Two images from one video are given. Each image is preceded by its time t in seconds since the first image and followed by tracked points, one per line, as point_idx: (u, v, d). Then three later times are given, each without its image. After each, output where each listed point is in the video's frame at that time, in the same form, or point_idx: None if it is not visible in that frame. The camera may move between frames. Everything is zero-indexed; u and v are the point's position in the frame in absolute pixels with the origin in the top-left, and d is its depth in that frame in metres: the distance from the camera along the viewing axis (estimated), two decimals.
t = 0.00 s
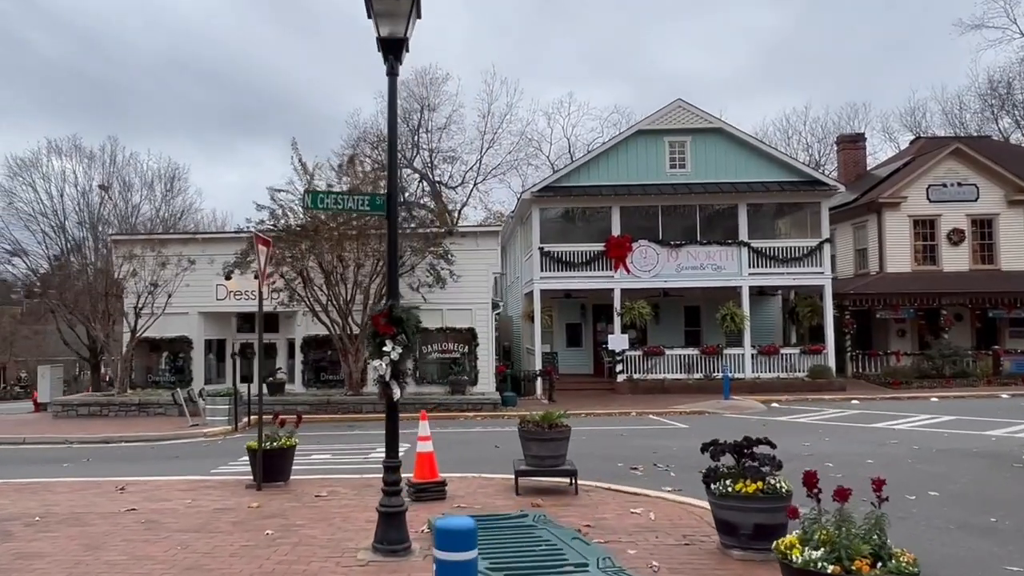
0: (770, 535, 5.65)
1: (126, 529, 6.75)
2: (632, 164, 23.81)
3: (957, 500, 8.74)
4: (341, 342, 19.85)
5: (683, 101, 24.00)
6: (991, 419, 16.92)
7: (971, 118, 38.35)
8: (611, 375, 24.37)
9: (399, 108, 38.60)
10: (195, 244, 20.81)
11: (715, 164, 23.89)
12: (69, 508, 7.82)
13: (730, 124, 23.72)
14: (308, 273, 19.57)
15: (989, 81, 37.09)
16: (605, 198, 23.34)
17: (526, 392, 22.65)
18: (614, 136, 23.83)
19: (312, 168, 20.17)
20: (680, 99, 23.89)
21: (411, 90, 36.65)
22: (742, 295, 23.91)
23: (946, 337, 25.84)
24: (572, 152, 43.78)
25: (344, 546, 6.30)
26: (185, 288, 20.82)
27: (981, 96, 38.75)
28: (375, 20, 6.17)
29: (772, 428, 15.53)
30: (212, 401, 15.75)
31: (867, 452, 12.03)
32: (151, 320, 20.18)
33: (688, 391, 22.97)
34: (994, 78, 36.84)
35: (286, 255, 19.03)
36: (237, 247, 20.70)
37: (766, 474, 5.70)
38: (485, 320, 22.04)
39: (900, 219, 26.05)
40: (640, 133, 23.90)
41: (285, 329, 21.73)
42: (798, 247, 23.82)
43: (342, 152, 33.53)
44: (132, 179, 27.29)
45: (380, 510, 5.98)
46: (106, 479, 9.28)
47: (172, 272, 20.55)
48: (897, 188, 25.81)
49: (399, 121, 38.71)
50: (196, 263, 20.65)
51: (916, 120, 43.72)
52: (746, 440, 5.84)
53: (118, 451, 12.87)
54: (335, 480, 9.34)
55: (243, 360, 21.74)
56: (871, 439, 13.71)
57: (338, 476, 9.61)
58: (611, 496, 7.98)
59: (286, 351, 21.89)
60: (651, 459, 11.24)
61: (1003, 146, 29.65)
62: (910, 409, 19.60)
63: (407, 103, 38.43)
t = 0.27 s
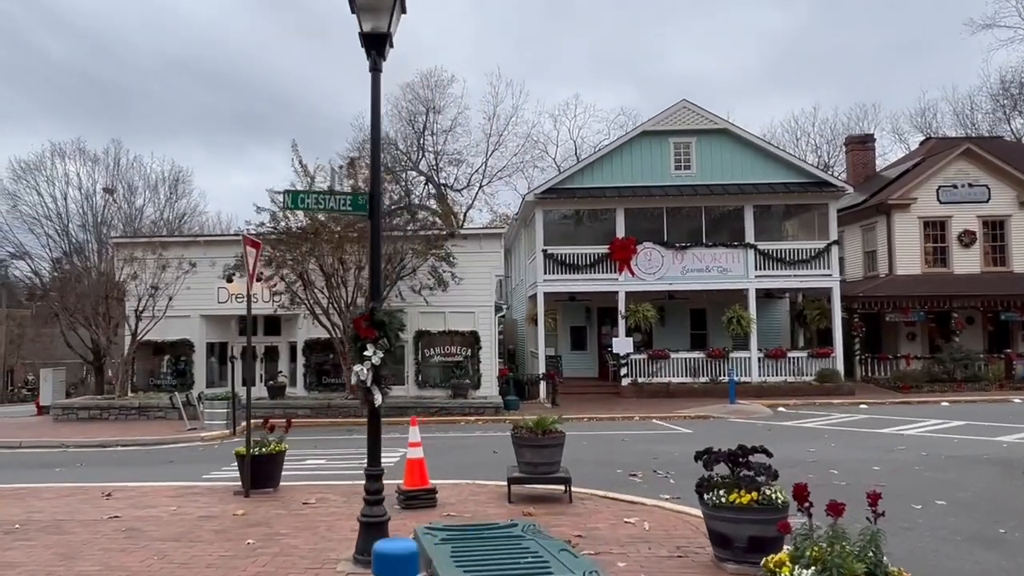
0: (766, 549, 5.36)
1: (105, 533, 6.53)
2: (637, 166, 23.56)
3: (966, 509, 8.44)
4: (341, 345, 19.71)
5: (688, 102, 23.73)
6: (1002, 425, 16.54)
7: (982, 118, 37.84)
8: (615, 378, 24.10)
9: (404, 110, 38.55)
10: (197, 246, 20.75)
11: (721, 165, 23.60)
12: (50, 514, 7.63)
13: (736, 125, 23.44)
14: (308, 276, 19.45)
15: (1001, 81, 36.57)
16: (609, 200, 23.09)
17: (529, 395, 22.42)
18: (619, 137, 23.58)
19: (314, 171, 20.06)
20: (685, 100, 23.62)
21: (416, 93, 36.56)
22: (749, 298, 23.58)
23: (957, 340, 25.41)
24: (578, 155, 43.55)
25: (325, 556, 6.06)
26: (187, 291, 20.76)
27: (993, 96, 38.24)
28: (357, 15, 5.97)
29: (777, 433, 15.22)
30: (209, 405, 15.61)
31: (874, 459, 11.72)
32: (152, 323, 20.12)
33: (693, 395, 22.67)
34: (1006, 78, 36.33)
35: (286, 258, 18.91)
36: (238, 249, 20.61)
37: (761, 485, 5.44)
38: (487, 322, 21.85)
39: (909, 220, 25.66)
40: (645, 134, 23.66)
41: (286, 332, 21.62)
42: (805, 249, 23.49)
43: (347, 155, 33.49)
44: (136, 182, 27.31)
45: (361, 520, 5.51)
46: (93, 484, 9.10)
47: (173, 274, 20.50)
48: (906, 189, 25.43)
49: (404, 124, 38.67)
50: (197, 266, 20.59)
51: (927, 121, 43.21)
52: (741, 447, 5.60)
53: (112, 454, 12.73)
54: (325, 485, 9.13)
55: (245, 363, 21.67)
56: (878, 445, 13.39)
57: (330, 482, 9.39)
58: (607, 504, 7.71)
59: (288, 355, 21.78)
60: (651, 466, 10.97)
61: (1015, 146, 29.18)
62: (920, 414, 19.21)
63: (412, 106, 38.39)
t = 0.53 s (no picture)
0: (758, 559, 5.07)
1: (80, 536, 6.34)
2: (638, 167, 23.35)
3: (971, 517, 8.16)
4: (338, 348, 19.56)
5: (690, 102, 23.52)
6: (1009, 429, 16.23)
7: (989, 119, 37.47)
8: (616, 381, 23.87)
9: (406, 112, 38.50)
10: (195, 248, 20.66)
11: (723, 166, 23.37)
12: (26, 520, 7.42)
13: (739, 125, 23.21)
14: (306, 278, 19.32)
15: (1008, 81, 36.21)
16: (610, 202, 22.87)
17: (529, 398, 22.21)
18: (620, 138, 23.38)
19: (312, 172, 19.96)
20: (687, 100, 23.42)
21: (419, 95, 36.52)
22: (751, 300, 23.32)
23: (963, 343, 25.07)
24: (582, 157, 43.39)
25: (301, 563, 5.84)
26: (185, 293, 20.68)
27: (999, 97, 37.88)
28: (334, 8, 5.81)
29: (779, 437, 14.96)
30: (203, 408, 15.45)
31: (877, 463, 11.45)
32: (149, 325, 20.03)
33: (696, 398, 22.41)
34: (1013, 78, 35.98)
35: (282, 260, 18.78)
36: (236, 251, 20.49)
37: (750, 492, 5.16)
38: (487, 324, 21.68)
39: (915, 222, 25.37)
40: (646, 134, 23.44)
41: (285, 335, 21.52)
42: (809, 251, 23.22)
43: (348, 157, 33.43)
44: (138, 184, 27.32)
45: (338, 528, 5.02)
46: (76, 488, 8.91)
47: (171, 276, 20.42)
48: (912, 190, 25.13)
49: (406, 126, 38.62)
50: (195, 268, 20.51)
51: (933, 122, 42.84)
52: (729, 453, 5.34)
53: (102, 457, 12.56)
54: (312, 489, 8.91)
55: (243, 366, 21.56)
56: (881, 449, 13.12)
57: (318, 485, 9.20)
58: (599, 509, 7.47)
59: (286, 357, 21.66)
60: (647, 470, 10.72)
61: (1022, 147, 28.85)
62: (925, 417, 18.90)
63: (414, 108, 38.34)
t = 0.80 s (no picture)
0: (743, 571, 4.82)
1: (52, 546, 6.19)
2: (636, 169, 23.20)
3: (968, 525, 7.98)
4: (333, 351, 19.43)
5: (688, 103, 23.39)
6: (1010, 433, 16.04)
7: (990, 121, 37.29)
8: (614, 384, 23.72)
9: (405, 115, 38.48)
10: (190, 251, 20.57)
11: (721, 168, 23.21)
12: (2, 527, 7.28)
13: (737, 126, 23.05)
14: (300, 280, 19.21)
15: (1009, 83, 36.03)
16: (607, 203, 22.72)
17: (526, 402, 22.07)
18: (617, 140, 23.24)
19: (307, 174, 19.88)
20: (685, 102, 23.28)
21: (418, 98, 36.47)
22: (750, 302, 23.16)
23: (964, 346, 24.88)
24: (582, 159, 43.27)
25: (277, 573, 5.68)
26: (180, 296, 20.60)
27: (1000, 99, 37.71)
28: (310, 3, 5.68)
29: (776, 441, 14.79)
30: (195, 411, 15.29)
31: (874, 469, 11.28)
32: (144, 328, 19.95)
33: (694, 401, 22.25)
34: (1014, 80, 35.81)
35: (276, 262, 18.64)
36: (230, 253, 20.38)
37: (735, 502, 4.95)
38: (484, 327, 21.57)
39: (915, 223, 25.19)
40: (644, 136, 23.29)
41: (281, 337, 21.41)
42: (807, 253, 23.07)
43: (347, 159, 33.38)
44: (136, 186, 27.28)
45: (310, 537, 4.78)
46: (58, 494, 8.77)
47: (166, 279, 20.34)
48: (912, 191, 24.95)
49: (406, 128, 38.59)
50: (190, 270, 20.44)
51: (934, 124, 42.60)
52: (714, 460, 5.14)
53: (90, 462, 12.43)
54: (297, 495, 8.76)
55: (239, 369, 21.45)
56: (879, 454, 12.95)
57: (304, 490, 9.07)
58: (586, 516, 7.32)
59: (282, 361, 21.56)
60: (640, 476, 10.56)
61: None
62: (925, 421, 18.71)
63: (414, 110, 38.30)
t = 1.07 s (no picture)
0: None
1: (17, 554, 6.02)
2: (629, 170, 23.11)
3: (959, 531, 7.83)
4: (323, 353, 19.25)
5: (681, 104, 23.32)
6: (1003, 436, 15.93)
7: (985, 123, 37.23)
8: (608, 386, 23.59)
9: (400, 117, 38.43)
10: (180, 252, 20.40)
11: (715, 169, 23.12)
12: None
13: (731, 127, 22.97)
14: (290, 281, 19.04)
15: (1004, 85, 35.96)
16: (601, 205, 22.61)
17: (519, 404, 21.92)
18: (611, 141, 23.15)
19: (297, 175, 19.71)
20: (678, 102, 23.21)
21: (413, 99, 36.35)
22: (744, 304, 23.06)
23: (960, 348, 24.78)
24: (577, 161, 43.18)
25: None
26: (171, 298, 20.43)
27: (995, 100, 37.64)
28: None
29: (767, 444, 14.68)
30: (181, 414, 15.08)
31: (865, 472, 11.16)
32: (133, 330, 19.77)
33: (688, 403, 22.14)
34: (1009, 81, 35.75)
35: (265, 264, 18.47)
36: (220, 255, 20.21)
37: (715, 509, 4.79)
38: (476, 329, 21.44)
39: (910, 225, 25.11)
40: (637, 137, 23.23)
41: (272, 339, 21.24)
42: (801, 255, 22.99)
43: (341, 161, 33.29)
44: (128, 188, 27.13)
45: (277, 545, 4.63)
46: (33, 500, 8.60)
47: (155, 280, 20.16)
48: (907, 193, 24.88)
49: (401, 130, 38.51)
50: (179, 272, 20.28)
51: (929, 126, 42.53)
52: (693, 466, 4.98)
53: (74, 466, 12.26)
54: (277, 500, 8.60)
55: (230, 371, 21.30)
56: (871, 457, 12.82)
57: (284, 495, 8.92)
58: (568, 522, 7.18)
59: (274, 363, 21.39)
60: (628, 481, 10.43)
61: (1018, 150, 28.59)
62: (919, 424, 18.59)
63: (409, 113, 38.25)
